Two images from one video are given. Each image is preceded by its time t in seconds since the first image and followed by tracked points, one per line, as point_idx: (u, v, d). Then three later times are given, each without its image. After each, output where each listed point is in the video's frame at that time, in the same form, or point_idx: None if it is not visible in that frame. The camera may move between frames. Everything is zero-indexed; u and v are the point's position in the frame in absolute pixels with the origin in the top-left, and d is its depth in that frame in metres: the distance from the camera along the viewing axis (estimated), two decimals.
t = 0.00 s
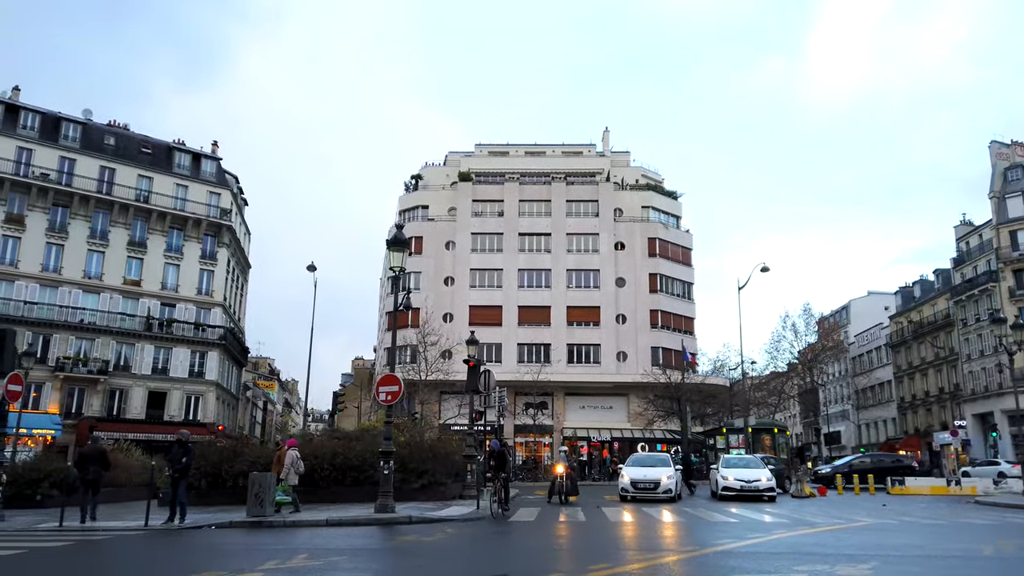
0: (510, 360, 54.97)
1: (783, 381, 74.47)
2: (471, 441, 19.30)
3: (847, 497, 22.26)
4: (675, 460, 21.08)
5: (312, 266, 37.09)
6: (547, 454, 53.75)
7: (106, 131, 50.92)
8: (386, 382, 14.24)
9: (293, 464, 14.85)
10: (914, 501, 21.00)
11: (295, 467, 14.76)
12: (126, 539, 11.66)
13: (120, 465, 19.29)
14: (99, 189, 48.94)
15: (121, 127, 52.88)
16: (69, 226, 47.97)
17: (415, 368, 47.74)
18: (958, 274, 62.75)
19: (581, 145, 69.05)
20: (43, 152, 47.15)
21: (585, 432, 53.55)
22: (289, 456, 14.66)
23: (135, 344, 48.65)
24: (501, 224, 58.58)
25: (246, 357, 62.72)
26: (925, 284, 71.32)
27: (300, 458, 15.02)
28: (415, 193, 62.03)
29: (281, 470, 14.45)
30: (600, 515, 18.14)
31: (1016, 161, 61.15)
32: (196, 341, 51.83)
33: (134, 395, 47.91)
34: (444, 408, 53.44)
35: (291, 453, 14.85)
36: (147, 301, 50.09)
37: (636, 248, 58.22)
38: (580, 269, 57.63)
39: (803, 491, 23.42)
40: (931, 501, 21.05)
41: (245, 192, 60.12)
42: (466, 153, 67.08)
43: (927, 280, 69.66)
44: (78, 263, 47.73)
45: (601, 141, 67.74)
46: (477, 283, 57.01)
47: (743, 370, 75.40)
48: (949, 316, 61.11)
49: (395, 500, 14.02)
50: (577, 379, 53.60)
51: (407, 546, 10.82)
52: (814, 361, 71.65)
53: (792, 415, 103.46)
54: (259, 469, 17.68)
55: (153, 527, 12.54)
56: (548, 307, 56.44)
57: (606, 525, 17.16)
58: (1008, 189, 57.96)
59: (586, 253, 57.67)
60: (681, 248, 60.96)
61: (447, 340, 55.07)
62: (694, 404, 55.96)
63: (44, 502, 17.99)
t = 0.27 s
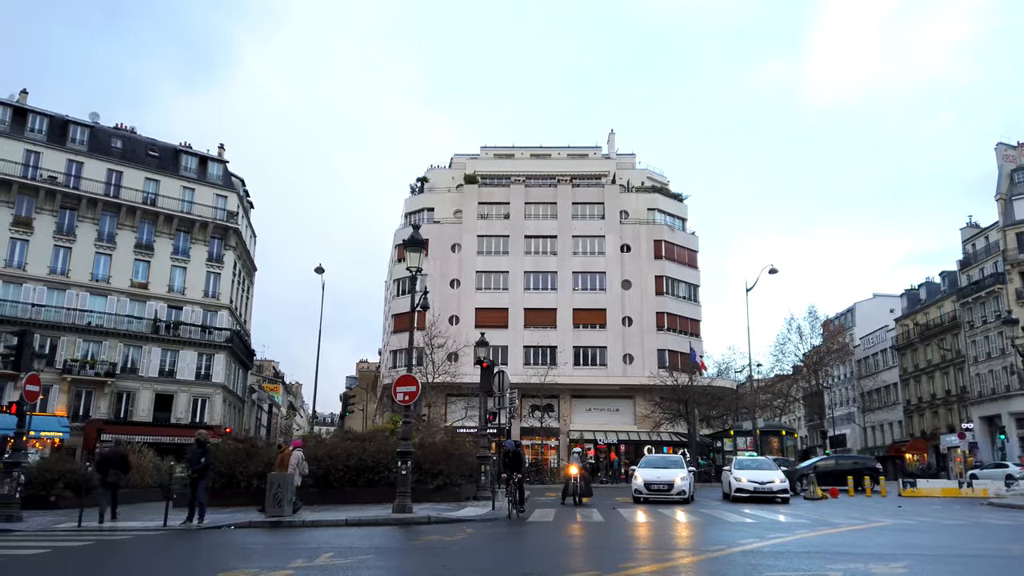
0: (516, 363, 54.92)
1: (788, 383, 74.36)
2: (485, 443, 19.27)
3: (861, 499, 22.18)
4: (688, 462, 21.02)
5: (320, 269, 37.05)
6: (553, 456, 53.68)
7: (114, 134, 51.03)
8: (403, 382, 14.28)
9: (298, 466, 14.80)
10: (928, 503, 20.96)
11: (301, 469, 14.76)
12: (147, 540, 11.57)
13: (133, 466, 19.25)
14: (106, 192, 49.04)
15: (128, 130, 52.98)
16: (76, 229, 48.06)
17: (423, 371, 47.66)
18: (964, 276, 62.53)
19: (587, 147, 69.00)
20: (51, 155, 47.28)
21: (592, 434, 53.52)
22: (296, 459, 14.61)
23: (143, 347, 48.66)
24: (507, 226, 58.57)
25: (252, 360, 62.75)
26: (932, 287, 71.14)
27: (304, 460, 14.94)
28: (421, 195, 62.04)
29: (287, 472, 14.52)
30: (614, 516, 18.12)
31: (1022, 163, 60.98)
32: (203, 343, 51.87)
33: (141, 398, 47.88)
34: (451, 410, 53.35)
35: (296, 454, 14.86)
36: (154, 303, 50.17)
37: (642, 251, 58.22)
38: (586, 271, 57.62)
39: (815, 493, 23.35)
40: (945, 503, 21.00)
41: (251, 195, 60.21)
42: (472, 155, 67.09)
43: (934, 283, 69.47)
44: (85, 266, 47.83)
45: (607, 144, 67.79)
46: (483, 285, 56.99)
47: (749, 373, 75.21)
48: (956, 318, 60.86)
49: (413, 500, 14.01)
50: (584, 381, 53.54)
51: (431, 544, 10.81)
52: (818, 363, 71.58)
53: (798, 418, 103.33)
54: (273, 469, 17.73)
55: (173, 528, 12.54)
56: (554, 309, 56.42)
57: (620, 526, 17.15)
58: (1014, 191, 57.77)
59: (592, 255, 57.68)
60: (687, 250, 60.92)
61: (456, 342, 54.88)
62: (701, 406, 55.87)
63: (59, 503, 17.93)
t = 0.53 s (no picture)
0: (519, 365, 54.82)
1: (790, 385, 74.31)
2: (496, 445, 19.16)
3: (870, 502, 22.12)
4: (698, 465, 20.94)
5: (324, 270, 36.96)
6: (556, 458, 53.59)
7: (116, 135, 50.98)
8: (418, 385, 14.21)
9: (298, 469, 14.76)
10: (939, 505, 20.91)
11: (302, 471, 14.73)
12: (163, 542, 11.54)
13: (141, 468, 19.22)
14: (109, 193, 48.99)
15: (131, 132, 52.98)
16: (80, 230, 47.98)
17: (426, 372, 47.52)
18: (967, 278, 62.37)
19: (590, 149, 68.97)
20: (54, 157, 47.23)
21: (595, 436, 53.44)
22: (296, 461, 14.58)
23: (146, 349, 48.58)
24: (510, 228, 58.50)
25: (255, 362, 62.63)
26: (934, 289, 71.06)
27: (305, 463, 14.91)
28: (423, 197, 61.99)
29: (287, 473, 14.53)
30: (625, 519, 18.08)
31: None
32: (206, 345, 51.80)
33: (144, 400, 47.74)
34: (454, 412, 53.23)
35: (297, 457, 14.83)
36: (157, 305, 50.12)
37: (645, 252, 58.16)
38: (589, 273, 57.55)
39: (824, 496, 23.27)
40: (956, 506, 20.94)
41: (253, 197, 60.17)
42: (474, 157, 67.07)
43: (936, 285, 69.40)
44: (88, 267, 47.75)
45: (609, 146, 67.74)
46: (486, 287, 56.90)
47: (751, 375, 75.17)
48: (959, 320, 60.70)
49: (427, 503, 13.91)
50: (587, 383, 53.43)
51: (453, 547, 10.73)
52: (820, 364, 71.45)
53: (799, 420, 103.30)
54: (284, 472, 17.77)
55: (188, 530, 12.51)
56: (557, 311, 56.33)
57: (632, 529, 17.09)
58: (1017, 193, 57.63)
59: (595, 257, 57.60)
60: (690, 252, 60.85)
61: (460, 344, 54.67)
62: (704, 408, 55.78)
63: (69, 505, 17.88)
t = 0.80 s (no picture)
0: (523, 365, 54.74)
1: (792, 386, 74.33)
2: (508, 445, 19.08)
3: (881, 502, 22.06)
4: (708, 464, 20.89)
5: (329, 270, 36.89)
6: (560, 459, 53.53)
7: (120, 135, 50.89)
8: (434, 383, 14.16)
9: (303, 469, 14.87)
10: (950, 505, 20.85)
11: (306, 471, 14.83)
12: (181, 541, 11.46)
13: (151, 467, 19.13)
14: (113, 193, 48.89)
15: (135, 132, 52.90)
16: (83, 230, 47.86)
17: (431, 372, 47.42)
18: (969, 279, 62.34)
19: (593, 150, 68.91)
20: (57, 156, 47.13)
21: (599, 437, 53.40)
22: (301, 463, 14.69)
23: (149, 349, 48.47)
24: (513, 228, 58.42)
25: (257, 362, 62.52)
26: (937, 289, 71.02)
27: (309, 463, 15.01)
28: (426, 197, 61.91)
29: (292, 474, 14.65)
30: (637, 518, 18.03)
31: None
32: (209, 345, 51.71)
33: (148, 400, 47.60)
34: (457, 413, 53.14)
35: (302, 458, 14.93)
36: (160, 305, 50.02)
37: (648, 253, 58.11)
38: (592, 273, 57.48)
39: (834, 496, 23.21)
40: (967, 505, 20.89)
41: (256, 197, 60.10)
42: (477, 158, 67.01)
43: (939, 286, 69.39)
44: (91, 267, 47.66)
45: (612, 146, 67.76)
46: (490, 287, 56.84)
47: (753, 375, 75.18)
48: (961, 320, 60.68)
49: (444, 502, 13.85)
50: (591, 383, 53.38)
51: (478, 546, 10.67)
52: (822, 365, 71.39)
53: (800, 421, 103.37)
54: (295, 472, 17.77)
55: (205, 529, 12.45)
56: (560, 312, 56.26)
57: (645, 528, 17.01)
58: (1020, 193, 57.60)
59: (598, 257, 57.54)
60: (693, 253, 60.82)
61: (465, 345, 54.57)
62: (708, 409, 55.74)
63: (79, 505, 17.79)
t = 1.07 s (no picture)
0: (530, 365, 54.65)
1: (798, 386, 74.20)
2: (523, 446, 18.98)
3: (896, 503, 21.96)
4: (723, 465, 20.79)
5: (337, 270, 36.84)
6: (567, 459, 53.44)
7: (127, 135, 50.89)
8: (453, 384, 14.11)
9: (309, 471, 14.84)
10: (967, 506, 20.76)
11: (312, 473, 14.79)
12: (203, 543, 11.40)
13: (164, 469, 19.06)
14: (120, 193, 48.86)
15: (141, 132, 52.91)
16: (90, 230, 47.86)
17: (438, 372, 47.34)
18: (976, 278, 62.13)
19: (598, 150, 68.81)
20: (65, 156, 47.12)
21: (606, 437, 53.32)
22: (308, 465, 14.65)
23: (156, 349, 48.48)
24: (519, 228, 58.30)
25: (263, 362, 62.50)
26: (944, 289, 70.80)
27: (316, 465, 14.97)
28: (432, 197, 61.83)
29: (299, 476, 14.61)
30: (654, 520, 17.94)
31: None
32: (216, 345, 51.70)
33: (155, 400, 47.59)
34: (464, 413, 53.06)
35: (308, 458, 14.91)
36: (167, 305, 50.02)
37: (655, 252, 58.00)
38: (599, 273, 57.37)
39: (848, 497, 23.10)
40: (984, 506, 20.78)
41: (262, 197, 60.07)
42: (483, 158, 66.91)
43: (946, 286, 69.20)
44: (99, 267, 47.66)
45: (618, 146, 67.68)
46: (496, 287, 56.75)
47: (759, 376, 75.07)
48: (968, 320, 60.46)
49: (463, 503, 13.77)
50: (599, 383, 53.28)
51: (506, 548, 10.62)
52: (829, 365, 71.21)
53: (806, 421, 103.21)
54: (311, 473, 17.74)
55: (226, 531, 12.40)
56: (567, 312, 56.15)
57: (663, 530, 16.92)
58: None
59: (605, 257, 57.43)
60: (700, 253, 60.71)
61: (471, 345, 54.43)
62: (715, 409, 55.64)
63: (95, 505, 17.77)
